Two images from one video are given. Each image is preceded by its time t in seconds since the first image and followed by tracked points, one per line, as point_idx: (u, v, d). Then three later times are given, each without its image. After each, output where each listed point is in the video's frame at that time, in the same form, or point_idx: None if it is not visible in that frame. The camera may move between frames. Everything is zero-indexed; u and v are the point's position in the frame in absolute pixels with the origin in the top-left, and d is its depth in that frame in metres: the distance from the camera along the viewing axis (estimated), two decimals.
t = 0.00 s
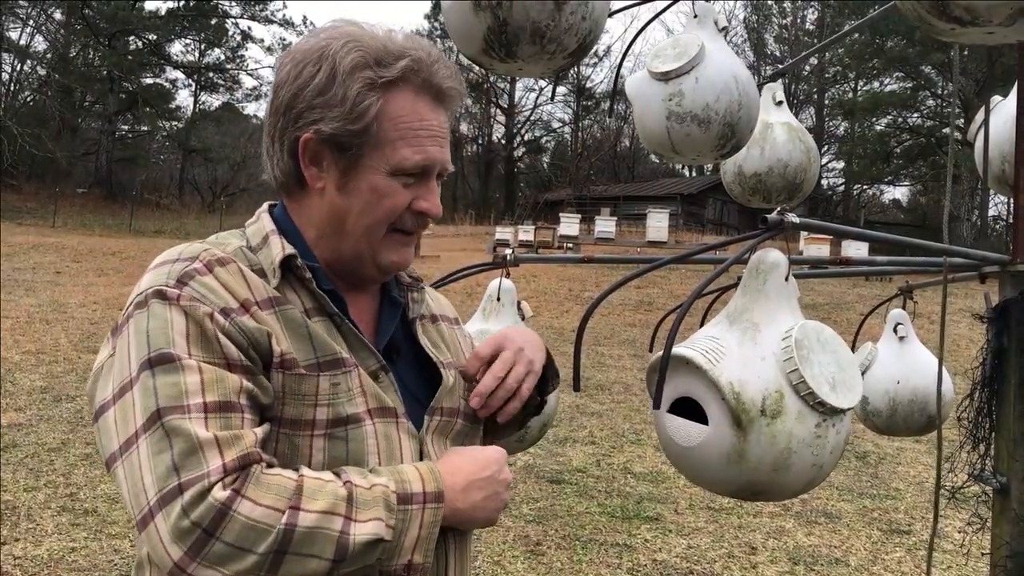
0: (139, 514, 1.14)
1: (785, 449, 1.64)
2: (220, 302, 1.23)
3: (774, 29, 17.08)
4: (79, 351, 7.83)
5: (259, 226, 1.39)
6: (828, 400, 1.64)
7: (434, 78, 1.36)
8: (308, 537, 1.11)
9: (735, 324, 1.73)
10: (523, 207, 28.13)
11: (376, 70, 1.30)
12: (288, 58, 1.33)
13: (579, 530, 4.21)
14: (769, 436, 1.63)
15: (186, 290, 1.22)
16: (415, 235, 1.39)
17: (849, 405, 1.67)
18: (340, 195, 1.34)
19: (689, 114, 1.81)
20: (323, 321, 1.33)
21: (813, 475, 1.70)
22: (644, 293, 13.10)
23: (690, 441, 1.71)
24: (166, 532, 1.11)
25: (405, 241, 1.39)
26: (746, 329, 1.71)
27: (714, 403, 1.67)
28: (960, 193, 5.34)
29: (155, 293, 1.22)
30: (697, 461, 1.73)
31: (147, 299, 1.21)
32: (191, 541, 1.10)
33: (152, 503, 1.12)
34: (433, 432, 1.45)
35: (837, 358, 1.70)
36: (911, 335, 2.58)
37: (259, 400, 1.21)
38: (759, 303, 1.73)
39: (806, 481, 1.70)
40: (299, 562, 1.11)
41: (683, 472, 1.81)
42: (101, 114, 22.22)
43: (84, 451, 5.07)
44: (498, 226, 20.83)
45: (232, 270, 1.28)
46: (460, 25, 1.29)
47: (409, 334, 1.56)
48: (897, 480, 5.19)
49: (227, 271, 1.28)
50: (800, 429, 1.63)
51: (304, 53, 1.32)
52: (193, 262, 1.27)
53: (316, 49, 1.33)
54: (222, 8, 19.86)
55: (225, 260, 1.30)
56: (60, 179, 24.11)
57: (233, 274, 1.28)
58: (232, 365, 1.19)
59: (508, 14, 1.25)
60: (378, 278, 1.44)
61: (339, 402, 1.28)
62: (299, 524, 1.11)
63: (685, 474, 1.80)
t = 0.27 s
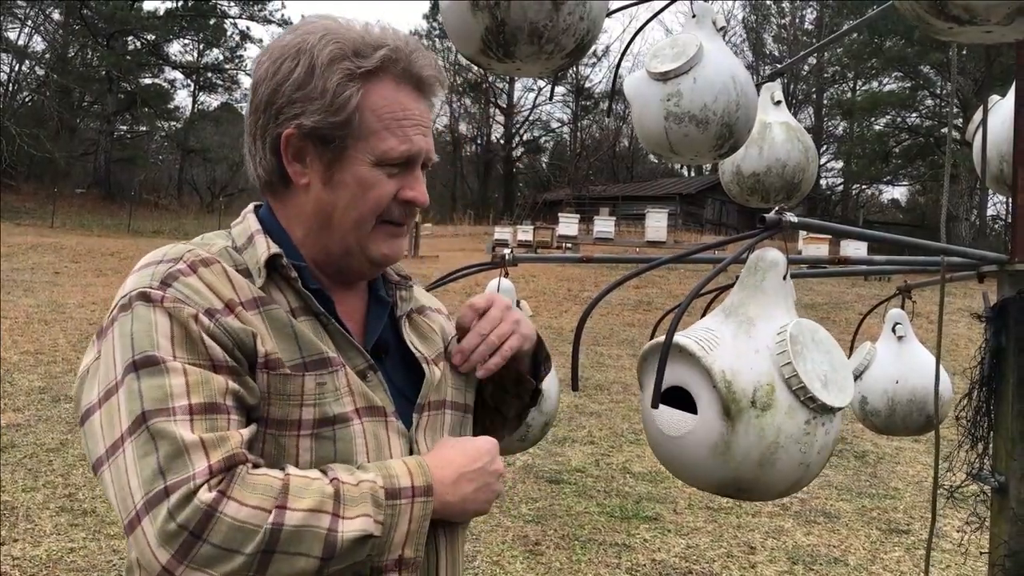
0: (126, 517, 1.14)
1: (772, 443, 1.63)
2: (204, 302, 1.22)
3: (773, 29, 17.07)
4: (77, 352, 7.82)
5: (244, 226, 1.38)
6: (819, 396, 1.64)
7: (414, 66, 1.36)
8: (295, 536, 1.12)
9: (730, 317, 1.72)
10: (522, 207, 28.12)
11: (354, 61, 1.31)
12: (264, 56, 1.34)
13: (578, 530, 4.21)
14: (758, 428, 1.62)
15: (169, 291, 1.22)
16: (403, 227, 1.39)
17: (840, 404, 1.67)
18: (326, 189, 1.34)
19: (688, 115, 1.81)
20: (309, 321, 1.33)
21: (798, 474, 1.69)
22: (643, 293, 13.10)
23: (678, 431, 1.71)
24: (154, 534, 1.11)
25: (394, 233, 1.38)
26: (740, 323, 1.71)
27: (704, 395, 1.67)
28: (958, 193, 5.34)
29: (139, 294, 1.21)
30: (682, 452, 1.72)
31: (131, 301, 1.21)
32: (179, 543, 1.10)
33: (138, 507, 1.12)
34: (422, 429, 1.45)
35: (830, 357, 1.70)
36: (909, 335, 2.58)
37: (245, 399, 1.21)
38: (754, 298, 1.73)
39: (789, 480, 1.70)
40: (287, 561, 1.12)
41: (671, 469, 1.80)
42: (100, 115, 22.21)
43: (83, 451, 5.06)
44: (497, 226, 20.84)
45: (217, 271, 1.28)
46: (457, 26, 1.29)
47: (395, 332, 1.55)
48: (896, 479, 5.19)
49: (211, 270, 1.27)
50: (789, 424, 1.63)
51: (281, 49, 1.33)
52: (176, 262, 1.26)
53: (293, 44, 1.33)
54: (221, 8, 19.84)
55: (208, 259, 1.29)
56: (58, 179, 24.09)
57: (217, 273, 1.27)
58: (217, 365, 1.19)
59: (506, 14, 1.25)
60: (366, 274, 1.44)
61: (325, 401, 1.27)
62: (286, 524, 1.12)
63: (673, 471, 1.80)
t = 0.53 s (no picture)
0: (126, 521, 1.14)
1: (775, 445, 1.63)
2: (195, 299, 1.23)
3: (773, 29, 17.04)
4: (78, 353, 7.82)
5: (228, 226, 1.38)
6: (821, 397, 1.64)
7: (398, 62, 1.37)
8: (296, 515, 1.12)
9: (730, 318, 1.73)
10: (522, 207, 28.12)
11: (342, 60, 1.31)
12: (245, 58, 1.32)
13: (579, 530, 4.21)
14: (760, 431, 1.62)
15: (159, 289, 1.22)
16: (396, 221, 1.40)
17: (842, 404, 1.67)
18: (319, 189, 1.34)
19: (687, 116, 1.81)
20: (299, 316, 1.33)
21: (800, 474, 1.69)
22: (643, 294, 13.10)
23: (680, 436, 1.70)
24: (155, 535, 1.11)
25: (387, 227, 1.39)
26: (741, 324, 1.71)
27: (706, 398, 1.67)
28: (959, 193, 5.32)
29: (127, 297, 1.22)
30: (684, 456, 1.72)
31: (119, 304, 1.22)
32: (181, 542, 1.10)
33: (136, 509, 1.12)
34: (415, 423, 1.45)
35: (831, 356, 1.70)
36: (909, 335, 2.57)
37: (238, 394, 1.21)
38: (753, 299, 1.73)
39: (792, 481, 1.69)
40: (290, 541, 1.12)
41: (673, 472, 1.80)
42: (100, 116, 22.20)
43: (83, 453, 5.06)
44: (496, 226, 20.82)
45: (204, 269, 1.28)
46: (454, 26, 1.29)
47: (383, 326, 1.56)
48: (896, 479, 5.19)
49: (200, 269, 1.28)
50: (791, 425, 1.63)
51: (263, 50, 1.31)
52: (164, 262, 1.27)
53: (275, 45, 1.32)
54: (220, 9, 19.83)
55: (195, 258, 1.30)
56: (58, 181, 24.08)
57: (206, 272, 1.28)
58: (210, 362, 1.19)
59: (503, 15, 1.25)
60: (358, 272, 1.44)
61: (318, 395, 1.28)
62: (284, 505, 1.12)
63: (675, 474, 1.80)
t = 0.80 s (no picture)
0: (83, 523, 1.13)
1: (781, 450, 1.64)
2: (176, 301, 1.21)
3: (771, 30, 17.05)
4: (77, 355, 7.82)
5: (217, 227, 1.38)
6: (823, 400, 1.64)
7: (391, 61, 1.39)
8: (242, 527, 1.09)
9: (729, 325, 1.73)
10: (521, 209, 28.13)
11: (339, 60, 1.32)
12: (239, 60, 1.31)
13: (578, 532, 4.22)
14: (765, 438, 1.63)
15: (138, 289, 1.21)
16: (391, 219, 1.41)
17: (844, 404, 1.68)
18: (317, 189, 1.34)
19: (686, 117, 1.81)
20: (287, 317, 1.33)
21: (809, 475, 1.70)
22: (642, 295, 13.12)
23: (687, 444, 1.72)
24: (103, 540, 1.10)
25: (383, 225, 1.40)
26: (740, 331, 1.71)
27: (708, 405, 1.67)
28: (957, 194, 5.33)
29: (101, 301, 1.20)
30: (694, 463, 1.73)
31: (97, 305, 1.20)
32: (126, 549, 1.09)
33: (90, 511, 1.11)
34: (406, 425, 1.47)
35: (831, 356, 1.70)
36: (906, 336, 2.57)
37: (207, 404, 1.19)
38: (751, 304, 1.73)
39: (801, 481, 1.70)
40: (240, 555, 1.09)
41: (681, 476, 1.81)
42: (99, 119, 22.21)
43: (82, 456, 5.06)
44: (495, 228, 20.83)
45: (188, 269, 1.28)
46: (453, 29, 1.29)
47: (375, 325, 1.57)
48: (895, 479, 5.20)
49: (182, 269, 1.27)
50: (795, 430, 1.64)
51: (260, 52, 1.31)
52: (148, 262, 1.26)
53: (269, 45, 1.32)
54: (219, 12, 19.84)
55: (181, 259, 1.29)
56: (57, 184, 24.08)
57: (188, 271, 1.27)
58: (179, 368, 1.17)
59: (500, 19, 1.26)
60: (354, 270, 1.45)
61: (303, 396, 1.28)
62: (230, 516, 1.09)
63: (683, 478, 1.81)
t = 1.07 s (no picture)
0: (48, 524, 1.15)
1: (769, 449, 1.64)
2: (156, 303, 1.22)
3: (769, 32, 17.06)
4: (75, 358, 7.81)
5: (209, 226, 1.40)
6: (812, 400, 1.65)
7: (375, 58, 1.39)
8: (191, 537, 1.09)
9: (720, 324, 1.74)
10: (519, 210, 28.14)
11: (320, 58, 1.32)
12: (222, 60, 1.32)
13: (576, 533, 4.22)
14: (753, 436, 1.63)
15: (120, 291, 1.22)
16: (379, 218, 1.41)
17: (833, 405, 1.69)
18: (301, 189, 1.35)
19: (679, 119, 1.82)
20: (276, 317, 1.35)
21: (796, 476, 1.70)
22: (640, 296, 13.13)
23: (675, 441, 1.71)
24: (57, 548, 1.11)
25: (370, 225, 1.40)
26: (731, 330, 1.72)
27: (699, 402, 1.68)
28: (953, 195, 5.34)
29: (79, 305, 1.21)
30: (681, 460, 1.72)
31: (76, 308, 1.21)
32: (75, 556, 1.10)
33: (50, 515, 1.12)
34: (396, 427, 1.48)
35: (821, 357, 1.72)
36: (902, 337, 2.58)
37: (174, 409, 1.18)
38: (744, 304, 1.74)
39: (789, 482, 1.70)
40: (192, 564, 1.09)
41: (670, 476, 1.81)
42: (97, 121, 22.18)
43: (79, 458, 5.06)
44: (493, 230, 20.83)
45: (174, 270, 1.29)
46: (448, 33, 1.30)
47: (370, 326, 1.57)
48: (892, 480, 5.21)
49: (169, 270, 1.29)
50: (785, 429, 1.64)
51: (239, 52, 1.32)
52: (134, 264, 1.27)
53: (251, 45, 1.33)
54: (217, 13, 19.82)
55: (168, 260, 1.31)
56: (55, 186, 24.06)
57: (174, 272, 1.29)
58: (149, 372, 1.17)
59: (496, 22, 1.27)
60: (344, 270, 1.45)
61: (288, 398, 1.28)
62: (178, 526, 1.09)
63: (672, 478, 1.81)
